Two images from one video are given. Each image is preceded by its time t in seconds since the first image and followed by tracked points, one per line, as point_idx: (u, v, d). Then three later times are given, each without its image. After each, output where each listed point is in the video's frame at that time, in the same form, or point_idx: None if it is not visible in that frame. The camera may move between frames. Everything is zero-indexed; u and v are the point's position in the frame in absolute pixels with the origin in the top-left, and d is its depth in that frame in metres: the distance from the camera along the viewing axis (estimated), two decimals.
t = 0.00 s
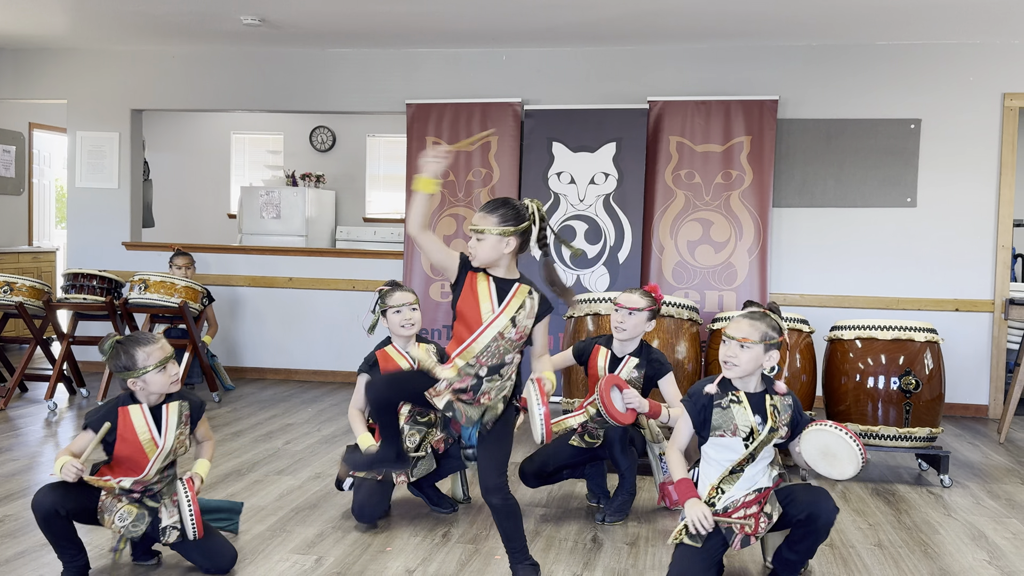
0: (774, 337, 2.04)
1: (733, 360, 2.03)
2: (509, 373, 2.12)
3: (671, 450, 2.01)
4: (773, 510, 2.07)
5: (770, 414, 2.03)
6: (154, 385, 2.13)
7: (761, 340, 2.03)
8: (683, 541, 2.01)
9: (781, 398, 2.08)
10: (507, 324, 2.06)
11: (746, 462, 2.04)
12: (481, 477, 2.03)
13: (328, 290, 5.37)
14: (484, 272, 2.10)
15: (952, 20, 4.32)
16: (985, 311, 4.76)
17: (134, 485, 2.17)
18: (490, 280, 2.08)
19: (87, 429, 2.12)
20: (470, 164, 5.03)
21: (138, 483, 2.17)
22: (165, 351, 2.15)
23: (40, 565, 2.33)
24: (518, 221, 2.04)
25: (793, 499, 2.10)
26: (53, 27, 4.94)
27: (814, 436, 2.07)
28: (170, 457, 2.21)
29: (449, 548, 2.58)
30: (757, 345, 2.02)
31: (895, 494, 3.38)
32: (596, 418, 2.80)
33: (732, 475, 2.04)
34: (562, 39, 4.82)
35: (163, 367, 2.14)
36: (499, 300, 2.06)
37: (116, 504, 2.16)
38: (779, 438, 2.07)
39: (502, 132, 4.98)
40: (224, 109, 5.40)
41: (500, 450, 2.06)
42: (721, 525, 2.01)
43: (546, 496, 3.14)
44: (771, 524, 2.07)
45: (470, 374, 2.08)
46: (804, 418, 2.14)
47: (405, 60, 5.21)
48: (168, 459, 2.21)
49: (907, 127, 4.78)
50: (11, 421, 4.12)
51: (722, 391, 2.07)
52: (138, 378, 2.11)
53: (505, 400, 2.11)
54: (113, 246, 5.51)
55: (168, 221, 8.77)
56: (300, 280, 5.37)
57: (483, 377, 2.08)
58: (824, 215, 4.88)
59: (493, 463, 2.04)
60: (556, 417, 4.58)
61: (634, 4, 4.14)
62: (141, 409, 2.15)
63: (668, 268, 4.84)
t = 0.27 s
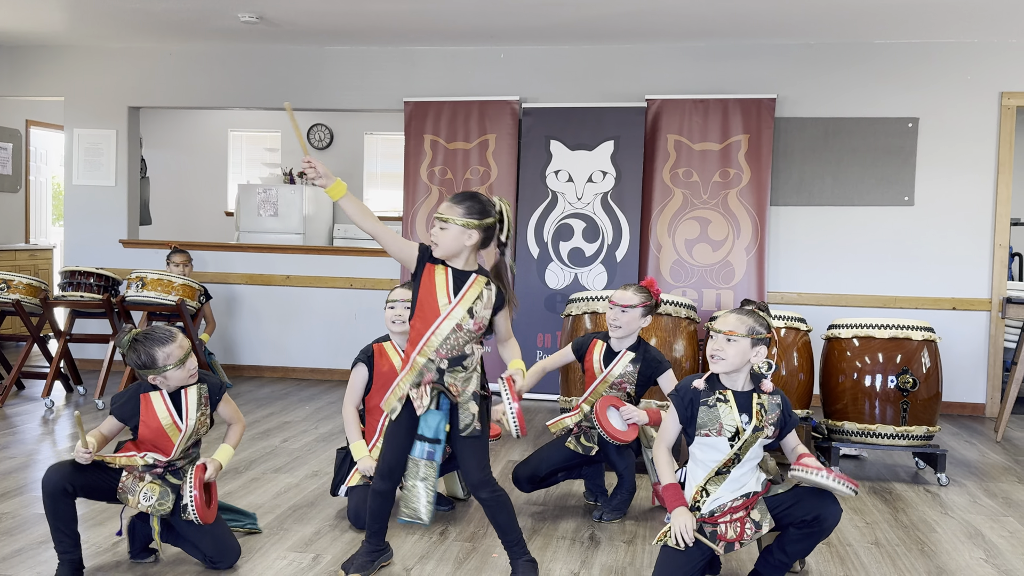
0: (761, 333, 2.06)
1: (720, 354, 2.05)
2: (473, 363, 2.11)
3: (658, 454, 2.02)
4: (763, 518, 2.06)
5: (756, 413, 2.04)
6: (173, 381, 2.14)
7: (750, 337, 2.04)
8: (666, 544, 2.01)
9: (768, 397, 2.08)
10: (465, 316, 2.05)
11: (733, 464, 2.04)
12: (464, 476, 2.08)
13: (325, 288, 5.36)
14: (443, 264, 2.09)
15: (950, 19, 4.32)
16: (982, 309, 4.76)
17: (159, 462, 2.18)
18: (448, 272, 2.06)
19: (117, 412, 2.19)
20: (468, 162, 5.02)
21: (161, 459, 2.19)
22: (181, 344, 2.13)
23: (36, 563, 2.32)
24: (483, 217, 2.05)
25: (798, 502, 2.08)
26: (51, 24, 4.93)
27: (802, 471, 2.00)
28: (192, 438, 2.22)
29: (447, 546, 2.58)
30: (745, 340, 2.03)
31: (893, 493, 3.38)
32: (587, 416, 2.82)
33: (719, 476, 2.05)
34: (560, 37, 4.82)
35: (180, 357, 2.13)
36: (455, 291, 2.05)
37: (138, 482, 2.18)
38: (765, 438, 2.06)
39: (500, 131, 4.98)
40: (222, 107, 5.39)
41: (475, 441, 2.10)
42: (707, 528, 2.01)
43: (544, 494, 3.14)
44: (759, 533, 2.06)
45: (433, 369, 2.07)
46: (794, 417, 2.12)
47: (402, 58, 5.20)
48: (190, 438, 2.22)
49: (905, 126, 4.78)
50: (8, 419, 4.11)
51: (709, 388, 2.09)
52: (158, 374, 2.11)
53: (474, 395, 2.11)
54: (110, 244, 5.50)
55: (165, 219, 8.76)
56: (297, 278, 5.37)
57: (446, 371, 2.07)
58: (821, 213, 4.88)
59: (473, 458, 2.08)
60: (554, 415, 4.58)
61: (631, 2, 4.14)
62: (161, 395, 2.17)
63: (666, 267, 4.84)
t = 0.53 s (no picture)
0: (752, 339, 2.05)
1: (709, 361, 2.05)
2: (470, 357, 2.12)
3: (648, 452, 2.02)
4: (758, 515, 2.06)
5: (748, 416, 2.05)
6: (148, 384, 2.14)
7: (740, 344, 2.04)
8: (662, 542, 2.02)
9: (760, 398, 2.09)
10: (450, 309, 2.06)
11: (725, 464, 2.06)
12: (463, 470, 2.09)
13: (323, 286, 5.36)
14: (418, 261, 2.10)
15: (948, 18, 4.33)
16: (979, 308, 4.77)
17: (139, 469, 2.18)
18: (424, 268, 2.07)
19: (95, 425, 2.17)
20: (466, 161, 5.02)
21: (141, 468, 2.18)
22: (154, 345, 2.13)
23: (33, 561, 2.32)
24: (447, 207, 2.04)
25: (790, 497, 2.07)
26: (47, 22, 4.92)
27: (792, 479, 2.00)
28: (171, 444, 2.21)
29: (444, 544, 2.57)
30: (733, 348, 2.03)
31: (889, 491, 3.39)
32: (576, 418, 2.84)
33: (711, 475, 2.06)
34: (558, 35, 4.81)
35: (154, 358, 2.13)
36: (434, 286, 2.06)
37: (122, 494, 2.17)
38: (757, 439, 2.08)
39: (497, 129, 4.98)
40: (219, 104, 5.38)
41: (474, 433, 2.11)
42: (701, 524, 2.02)
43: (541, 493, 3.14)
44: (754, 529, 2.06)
45: (431, 366, 2.07)
46: (786, 416, 2.15)
47: (400, 56, 5.20)
48: (170, 445, 2.22)
49: (902, 125, 4.79)
50: (4, 417, 4.11)
51: (701, 391, 2.08)
52: (131, 376, 2.11)
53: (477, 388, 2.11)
54: (107, 242, 5.49)
55: (162, 217, 8.74)
56: (294, 276, 5.36)
57: (445, 367, 2.08)
58: (819, 212, 4.88)
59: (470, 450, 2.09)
60: (551, 413, 4.58)
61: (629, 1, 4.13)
62: (138, 399, 2.17)
63: (664, 266, 4.84)
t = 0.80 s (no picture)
0: (742, 337, 2.06)
1: (697, 357, 2.06)
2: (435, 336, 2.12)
3: (644, 451, 2.04)
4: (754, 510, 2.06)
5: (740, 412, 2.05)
6: (138, 369, 2.14)
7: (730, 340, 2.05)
8: (659, 540, 2.03)
9: (753, 396, 2.10)
10: (425, 288, 2.08)
11: (718, 461, 2.05)
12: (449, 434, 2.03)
13: (320, 285, 5.36)
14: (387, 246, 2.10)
15: (946, 18, 4.33)
16: (976, 307, 4.78)
17: (131, 467, 2.18)
18: (396, 249, 2.07)
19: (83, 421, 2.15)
20: (463, 159, 5.02)
21: (133, 467, 2.19)
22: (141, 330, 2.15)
23: (30, 559, 2.32)
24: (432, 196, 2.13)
25: (789, 492, 2.09)
26: (45, 20, 4.91)
27: (794, 470, 2.00)
28: (163, 436, 2.23)
29: (441, 543, 2.57)
30: (723, 343, 2.04)
31: (886, 491, 3.39)
32: (569, 417, 2.79)
33: (705, 472, 2.06)
34: (556, 34, 4.81)
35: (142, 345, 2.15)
36: (410, 266, 2.07)
37: (115, 498, 2.16)
38: (750, 435, 2.08)
39: (495, 128, 4.98)
40: (217, 103, 5.38)
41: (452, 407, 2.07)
42: (697, 521, 2.02)
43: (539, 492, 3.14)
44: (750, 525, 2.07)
45: (404, 344, 2.05)
46: (779, 413, 2.14)
47: (398, 54, 5.19)
48: (162, 438, 2.23)
49: (900, 125, 4.79)
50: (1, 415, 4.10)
51: (693, 388, 2.09)
52: (121, 363, 2.12)
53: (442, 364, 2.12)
54: (104, 240, 5.49)
55: (159, 216, 8.73)
56: (292, 275, 5.36)
57: (414, 344, 2.06)
58: (816, 211, 4.88)
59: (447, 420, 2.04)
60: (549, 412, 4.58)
61: None
62: (128, 391, 2.17)
63: (662, 265, 4.84)
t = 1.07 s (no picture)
0: (739, 333, 2.05)
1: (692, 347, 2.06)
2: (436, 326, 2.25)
3: (642, 448, 2.05)
4: (747, 510, 2.07)
5: (732, 411, 2.05)
6: (135, 357, 2.14)
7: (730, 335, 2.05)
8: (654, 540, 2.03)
9: (747, 397, 2.09)
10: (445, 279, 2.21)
11: (711, 459, 2.06)
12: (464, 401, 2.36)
13: (319, 283, 5.35)
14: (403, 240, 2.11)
15: (944, 18, 4.34)
16: (974, 307, 4.78)
17: (129, 472, 2.18)
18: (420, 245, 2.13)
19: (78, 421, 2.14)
20: (462, 158, 5.02)
21: (132, 470, 2.18)
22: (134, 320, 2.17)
23: (28, 558, 2.32)
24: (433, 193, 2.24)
25: (782, 493, 2.07)
26: (42, 18, 4.90)
27: (786, 473, 2.00)
28: (159, 435, 2.21)
29: (440, 542, 2.58)
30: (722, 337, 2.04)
31: (884, 490, 3.39)
32: (564, 418, 2.81)
33: (698, 471, 2.06)
34: (554, 33, 4.81)
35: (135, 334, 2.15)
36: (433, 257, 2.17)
37: (117, 505, 2.16)
38: (742, 434, 2.08)
39: (494, 127, 4.98)
40: (215, 101, 5.37)
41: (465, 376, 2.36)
42: (691, 521, 2.01)
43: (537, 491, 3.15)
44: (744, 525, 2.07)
45: (440, 333, 2.16)
46: (773, 412, 2.14)
47: (396, 53, 5.19)
48: (158, 438, 2.22)
49: (898, 124, 4.79)
50: None
51: (685, 385, 2.10)
52: (118, 353, 2.12)
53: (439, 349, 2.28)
54: (102, 239, 5.48)
55: (158, 215, 8.73)
56: (291, 274, 5.36)
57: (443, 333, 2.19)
58: (815, 211, 4.89)
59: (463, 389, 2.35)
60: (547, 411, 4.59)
61: None
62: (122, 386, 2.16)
63: (660, 264, 4.84)
